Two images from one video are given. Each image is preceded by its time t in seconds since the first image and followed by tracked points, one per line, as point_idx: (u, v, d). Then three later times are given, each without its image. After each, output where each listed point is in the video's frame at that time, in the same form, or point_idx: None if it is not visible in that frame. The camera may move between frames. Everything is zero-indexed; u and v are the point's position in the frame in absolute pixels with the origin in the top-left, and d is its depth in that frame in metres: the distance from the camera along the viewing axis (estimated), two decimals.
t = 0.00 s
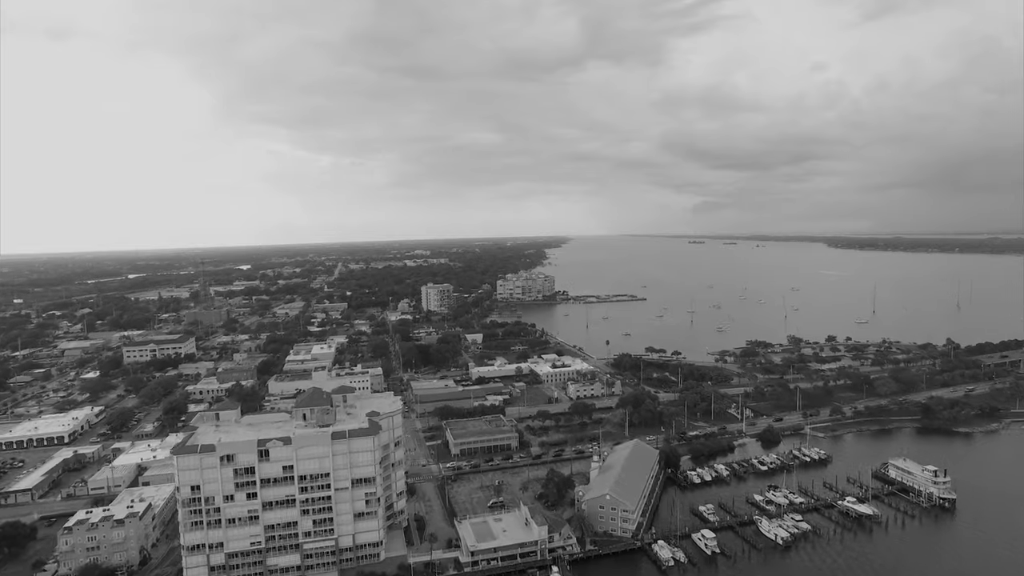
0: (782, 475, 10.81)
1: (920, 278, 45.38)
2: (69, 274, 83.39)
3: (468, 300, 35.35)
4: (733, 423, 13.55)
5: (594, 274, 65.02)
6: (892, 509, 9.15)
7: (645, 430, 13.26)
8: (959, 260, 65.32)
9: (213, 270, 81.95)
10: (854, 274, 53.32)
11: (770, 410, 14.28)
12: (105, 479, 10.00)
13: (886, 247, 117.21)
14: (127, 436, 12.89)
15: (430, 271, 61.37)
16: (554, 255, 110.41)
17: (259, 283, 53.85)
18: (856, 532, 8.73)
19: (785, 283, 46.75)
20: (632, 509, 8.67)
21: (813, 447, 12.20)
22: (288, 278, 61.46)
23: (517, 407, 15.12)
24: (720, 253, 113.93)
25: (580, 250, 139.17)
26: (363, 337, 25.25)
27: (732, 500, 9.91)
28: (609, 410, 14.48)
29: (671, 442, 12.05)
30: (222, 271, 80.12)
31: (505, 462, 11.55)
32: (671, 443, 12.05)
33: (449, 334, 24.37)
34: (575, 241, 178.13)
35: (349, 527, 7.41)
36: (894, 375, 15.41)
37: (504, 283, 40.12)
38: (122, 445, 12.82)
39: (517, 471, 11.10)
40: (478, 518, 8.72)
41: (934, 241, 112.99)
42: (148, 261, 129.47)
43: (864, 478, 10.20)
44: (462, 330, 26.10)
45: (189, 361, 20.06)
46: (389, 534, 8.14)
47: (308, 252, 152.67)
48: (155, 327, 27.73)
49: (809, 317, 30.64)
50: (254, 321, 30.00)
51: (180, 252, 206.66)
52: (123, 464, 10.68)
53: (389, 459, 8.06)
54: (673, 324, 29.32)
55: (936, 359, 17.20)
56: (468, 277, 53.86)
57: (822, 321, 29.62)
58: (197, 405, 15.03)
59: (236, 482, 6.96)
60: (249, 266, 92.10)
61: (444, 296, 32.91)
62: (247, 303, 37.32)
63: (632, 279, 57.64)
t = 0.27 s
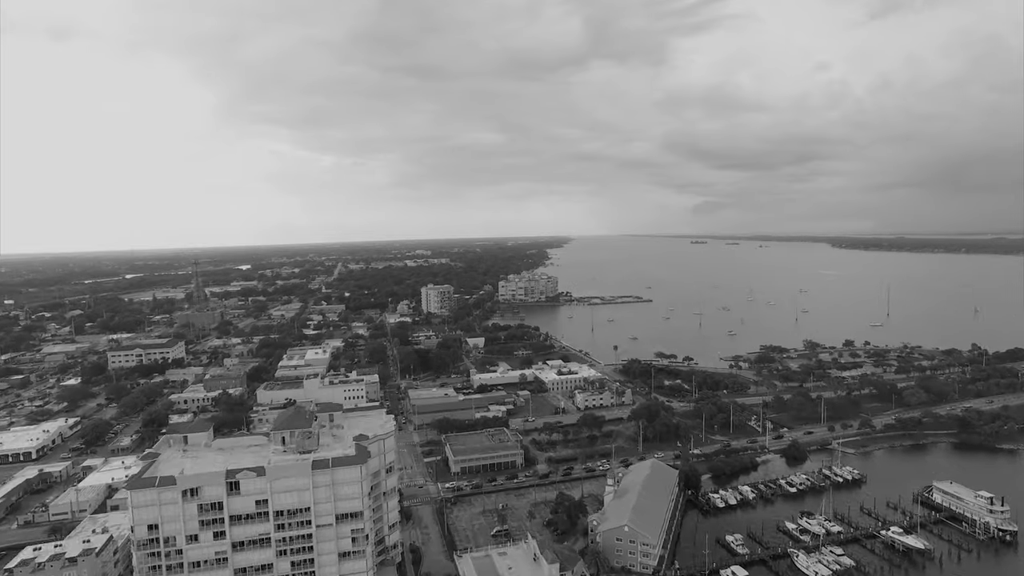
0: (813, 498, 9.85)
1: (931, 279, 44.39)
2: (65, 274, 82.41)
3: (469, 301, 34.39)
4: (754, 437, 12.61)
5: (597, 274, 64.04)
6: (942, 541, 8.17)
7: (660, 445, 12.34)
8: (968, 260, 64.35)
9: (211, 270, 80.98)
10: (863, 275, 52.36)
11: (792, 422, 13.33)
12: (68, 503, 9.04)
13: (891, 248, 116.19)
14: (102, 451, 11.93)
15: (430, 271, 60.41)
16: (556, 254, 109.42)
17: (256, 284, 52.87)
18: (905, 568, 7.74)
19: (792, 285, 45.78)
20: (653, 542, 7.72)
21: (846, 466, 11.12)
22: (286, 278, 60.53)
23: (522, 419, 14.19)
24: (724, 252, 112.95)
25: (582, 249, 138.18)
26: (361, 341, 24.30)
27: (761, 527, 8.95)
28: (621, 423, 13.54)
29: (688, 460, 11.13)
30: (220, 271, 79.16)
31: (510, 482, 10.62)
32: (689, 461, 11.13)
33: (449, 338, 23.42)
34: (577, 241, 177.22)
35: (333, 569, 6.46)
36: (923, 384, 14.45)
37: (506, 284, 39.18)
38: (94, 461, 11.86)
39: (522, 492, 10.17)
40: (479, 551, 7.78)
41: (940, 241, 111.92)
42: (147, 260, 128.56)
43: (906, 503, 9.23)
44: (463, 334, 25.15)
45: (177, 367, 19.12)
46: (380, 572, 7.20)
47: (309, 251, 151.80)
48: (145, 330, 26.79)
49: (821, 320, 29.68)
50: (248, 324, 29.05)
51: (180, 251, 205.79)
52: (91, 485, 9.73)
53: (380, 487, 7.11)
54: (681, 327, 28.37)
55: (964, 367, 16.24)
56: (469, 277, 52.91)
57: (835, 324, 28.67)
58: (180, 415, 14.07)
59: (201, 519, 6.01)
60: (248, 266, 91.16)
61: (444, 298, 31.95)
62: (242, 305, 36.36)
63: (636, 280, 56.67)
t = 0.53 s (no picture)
0: (850, 524, 8.90)
1: (941, 280, 43.44)
2: (61, 274, 81.41)
3: (469, 303, 33.46)
4: (777, 453, 11.68)
5: (599, 275, 63.10)
6: None
7: (675, 462, 11.42)
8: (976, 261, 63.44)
9: (208, 271, 80.02)
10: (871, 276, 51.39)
11: (816, 436, 12.41)
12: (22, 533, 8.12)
13: (894, 248, 115.30)
14: (71, 469, 10.99)
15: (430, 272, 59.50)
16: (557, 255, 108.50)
17: (252, 285, 51.93)
18: None
19: (799, 285, 44.86)
20: None
21: (883, 487, 9.94)
22: (284, 279, 59.63)
23: (526, 432, 13.28)
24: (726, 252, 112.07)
25: (583, 249, 137.28)
26: (356, 345, 23.39)
27: (795, 561, 7.99)
28: (632, 437, 12.65)
29: (707, 483, 10.25)
30: (217, 271, 78.22)
31: (514, 506, 9.72)
32: (708, 483, 10.25)
33: (449, 343, 22.51)
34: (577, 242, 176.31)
35: None
36: (955, 394, 13.52)
37: (507, 285, 38.24)
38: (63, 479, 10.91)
39: (528, 519, 9.26)
40: None
41: (944, 240, 110.98)
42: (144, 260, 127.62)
43: (956, 534, 8.28)
44: (463, 338, 24.23)
45: (162, 373, 18.16)
46: None
47: (308, 251, 150.81)
48: (134, 333, 25.88)
49: (833, 323, 28.76)
50: (241, 327, 28.12)
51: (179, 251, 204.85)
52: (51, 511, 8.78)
53: (367, 526, 6.18)
54: (689, 331, 27.43)
55: (995, 375, 15.32)
56: (470, 278, 51.96)
57: (848, 327, 27.75)
58: (161, 428, 13.12)
59: (151, 570, 5.09)
60: (246, 266, 90.24)
61: (444, 300, 31.01)
62: (236, 307, 35.46)
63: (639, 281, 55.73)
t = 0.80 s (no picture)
0: (893, 559, 7.97)
1: (952, 282, 42.47)
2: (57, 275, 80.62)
3: (470, 306, 32.55)
4: (803, 472, 10.76)
5: (602, 276, 62.21)
6: None
7: (694, 484, 10.50)
8: (984, 262, 62.53)
9: (206, 272, 79.23)
10: (878, 277, 50.49)
11: (845, 453, 11.49)
12: None
13: (899, 249, 114.38)
14: (35, 490, 10.05)
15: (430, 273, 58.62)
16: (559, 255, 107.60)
17: (249, 286, 51.07)
18: None
19: (807, 287, 43.94)
20: None
21: (930, 515, 8.85)
22: (282, 280, 58.77)
23: (531, 449, 12.38)
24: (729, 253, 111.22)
25: (585, 250, 136.38)
26: (353, 350, 22.48)
27: None
28: (645, 454, 11.76)
29: (731, 509, 9.34)
30: (215, 273, 77.47)
31: (519, 536, 8.81)
32: (732, 509, 9.34)
33: (449, 348, 21.59)
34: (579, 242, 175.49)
35: None
36: (990, 406, 12.59)
37: (509, 287, 37.32)
38: (26, 502, 9.95)
39: (535, 551, 8.36)
40: None
41: (949, 241, 109.99)
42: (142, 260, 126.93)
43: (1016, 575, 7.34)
44: (463, 343, 23.32)
45: (146, 380, 17.24)
46: None
47: (308, 252, 149.95)
48: (123, 337, 24.98)
49: (845, 327, 27.85)
50: (235, 330, 27.22)
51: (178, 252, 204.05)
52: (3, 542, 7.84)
53: None
54: (697, 335, 26.52)
55: None
56: (471, 279, 51.11)
57: (862, 331, 26.84)
58: (138, 443, 12.16)
59: None
60: (244, 267, 89.39)
61: (444, 303, 30.08)
62: (231, 309, 34.56)
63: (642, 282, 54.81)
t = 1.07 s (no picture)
0: None
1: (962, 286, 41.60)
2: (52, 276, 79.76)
3: (470, 309, 31.61)
4: (835, 494, 9.86)
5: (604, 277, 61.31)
6: None
7: (716, 508, 9.60)
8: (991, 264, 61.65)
9: (203, 273, 78.34)
10: (886, 278, 49.60)
11: (878, 470, 10.58)
12: None
13: (903, 250, 113.47)
14: None
15: (430, 274, 57.70)
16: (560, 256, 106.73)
17: (246, 288, 50.16)
18: None
19: (814, 289, 43.06)
20: None
21: (987, 549, 7.93)
22: (280, 281, 57.87)
23: (536, 466, 11.49)
24: (732, 253, 110.37)
25: (587, 250, 135.52)
26: (348, 356, 21.52)
27: None
28: (661, 474, 10.88)
29: (760, 539, 8.44)
30: (213, 274, 76.58)
31: (527, 571, 7.91)
32: (762, 539, 8.44)
33: (448, 354, 20.67)
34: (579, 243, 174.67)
35: None
36: None
37: (510, 289, 36.39)
38: None
39: None
40: None
41: (953, 241, 109.09)
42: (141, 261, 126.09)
43: None
44: (463, 348, 22.40)
45: (129, 389, 16.31)
46: None
47: (307, 253, 149.11)
48: (111, 342, 24.06)
49: (858, 331, 26.96)
50: (227, 334, 26.30)
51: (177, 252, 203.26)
52: None
53: None
54: (705, 339, 25.62)
55: None
56: (471, 281, 50.25)
57: (876, 335, 25.95)
58: (113, 459, 11.22)
59: None
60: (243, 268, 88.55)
61: (444, 305, 29.11)
62: (225, 312, 33.65)
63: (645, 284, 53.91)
